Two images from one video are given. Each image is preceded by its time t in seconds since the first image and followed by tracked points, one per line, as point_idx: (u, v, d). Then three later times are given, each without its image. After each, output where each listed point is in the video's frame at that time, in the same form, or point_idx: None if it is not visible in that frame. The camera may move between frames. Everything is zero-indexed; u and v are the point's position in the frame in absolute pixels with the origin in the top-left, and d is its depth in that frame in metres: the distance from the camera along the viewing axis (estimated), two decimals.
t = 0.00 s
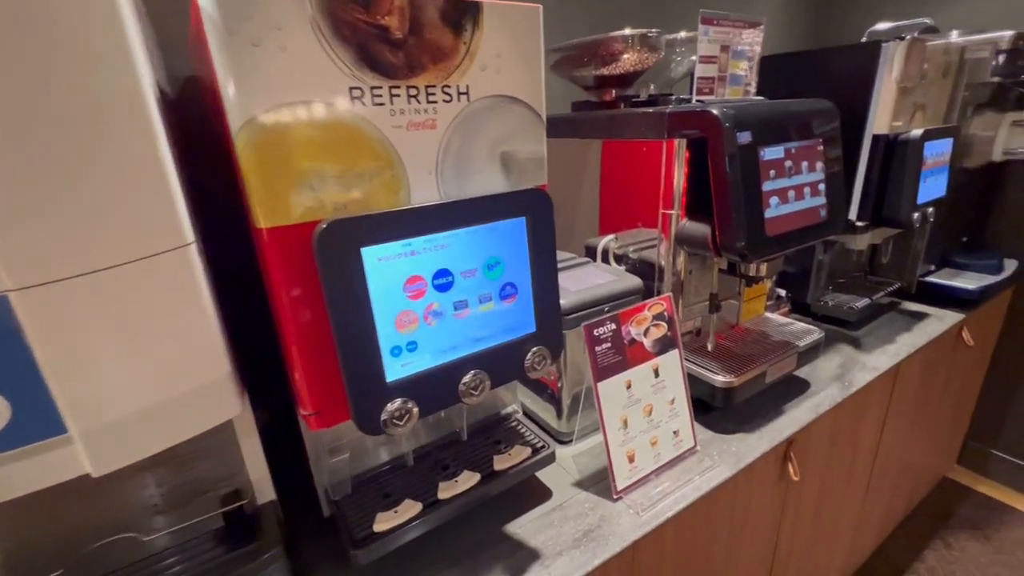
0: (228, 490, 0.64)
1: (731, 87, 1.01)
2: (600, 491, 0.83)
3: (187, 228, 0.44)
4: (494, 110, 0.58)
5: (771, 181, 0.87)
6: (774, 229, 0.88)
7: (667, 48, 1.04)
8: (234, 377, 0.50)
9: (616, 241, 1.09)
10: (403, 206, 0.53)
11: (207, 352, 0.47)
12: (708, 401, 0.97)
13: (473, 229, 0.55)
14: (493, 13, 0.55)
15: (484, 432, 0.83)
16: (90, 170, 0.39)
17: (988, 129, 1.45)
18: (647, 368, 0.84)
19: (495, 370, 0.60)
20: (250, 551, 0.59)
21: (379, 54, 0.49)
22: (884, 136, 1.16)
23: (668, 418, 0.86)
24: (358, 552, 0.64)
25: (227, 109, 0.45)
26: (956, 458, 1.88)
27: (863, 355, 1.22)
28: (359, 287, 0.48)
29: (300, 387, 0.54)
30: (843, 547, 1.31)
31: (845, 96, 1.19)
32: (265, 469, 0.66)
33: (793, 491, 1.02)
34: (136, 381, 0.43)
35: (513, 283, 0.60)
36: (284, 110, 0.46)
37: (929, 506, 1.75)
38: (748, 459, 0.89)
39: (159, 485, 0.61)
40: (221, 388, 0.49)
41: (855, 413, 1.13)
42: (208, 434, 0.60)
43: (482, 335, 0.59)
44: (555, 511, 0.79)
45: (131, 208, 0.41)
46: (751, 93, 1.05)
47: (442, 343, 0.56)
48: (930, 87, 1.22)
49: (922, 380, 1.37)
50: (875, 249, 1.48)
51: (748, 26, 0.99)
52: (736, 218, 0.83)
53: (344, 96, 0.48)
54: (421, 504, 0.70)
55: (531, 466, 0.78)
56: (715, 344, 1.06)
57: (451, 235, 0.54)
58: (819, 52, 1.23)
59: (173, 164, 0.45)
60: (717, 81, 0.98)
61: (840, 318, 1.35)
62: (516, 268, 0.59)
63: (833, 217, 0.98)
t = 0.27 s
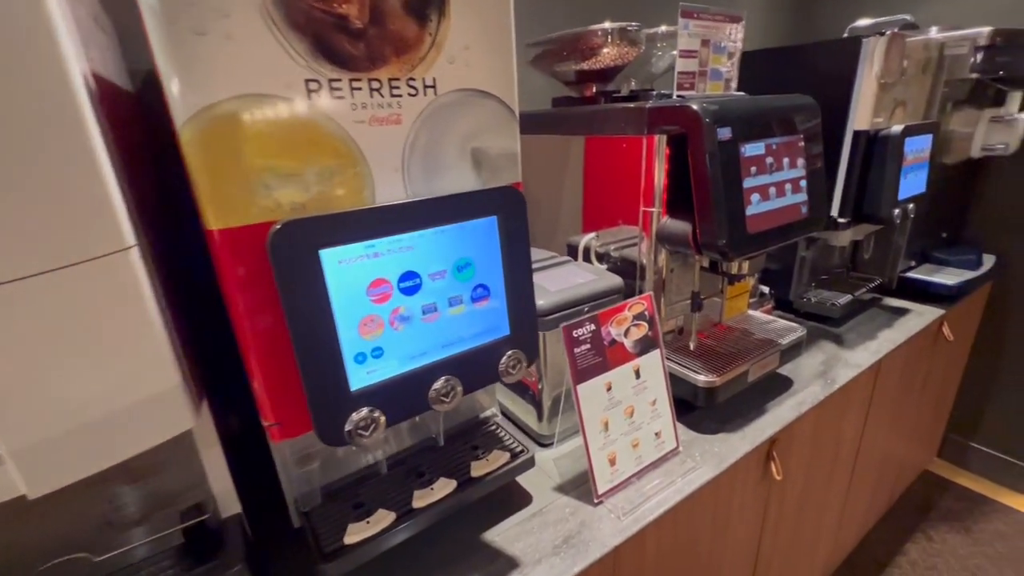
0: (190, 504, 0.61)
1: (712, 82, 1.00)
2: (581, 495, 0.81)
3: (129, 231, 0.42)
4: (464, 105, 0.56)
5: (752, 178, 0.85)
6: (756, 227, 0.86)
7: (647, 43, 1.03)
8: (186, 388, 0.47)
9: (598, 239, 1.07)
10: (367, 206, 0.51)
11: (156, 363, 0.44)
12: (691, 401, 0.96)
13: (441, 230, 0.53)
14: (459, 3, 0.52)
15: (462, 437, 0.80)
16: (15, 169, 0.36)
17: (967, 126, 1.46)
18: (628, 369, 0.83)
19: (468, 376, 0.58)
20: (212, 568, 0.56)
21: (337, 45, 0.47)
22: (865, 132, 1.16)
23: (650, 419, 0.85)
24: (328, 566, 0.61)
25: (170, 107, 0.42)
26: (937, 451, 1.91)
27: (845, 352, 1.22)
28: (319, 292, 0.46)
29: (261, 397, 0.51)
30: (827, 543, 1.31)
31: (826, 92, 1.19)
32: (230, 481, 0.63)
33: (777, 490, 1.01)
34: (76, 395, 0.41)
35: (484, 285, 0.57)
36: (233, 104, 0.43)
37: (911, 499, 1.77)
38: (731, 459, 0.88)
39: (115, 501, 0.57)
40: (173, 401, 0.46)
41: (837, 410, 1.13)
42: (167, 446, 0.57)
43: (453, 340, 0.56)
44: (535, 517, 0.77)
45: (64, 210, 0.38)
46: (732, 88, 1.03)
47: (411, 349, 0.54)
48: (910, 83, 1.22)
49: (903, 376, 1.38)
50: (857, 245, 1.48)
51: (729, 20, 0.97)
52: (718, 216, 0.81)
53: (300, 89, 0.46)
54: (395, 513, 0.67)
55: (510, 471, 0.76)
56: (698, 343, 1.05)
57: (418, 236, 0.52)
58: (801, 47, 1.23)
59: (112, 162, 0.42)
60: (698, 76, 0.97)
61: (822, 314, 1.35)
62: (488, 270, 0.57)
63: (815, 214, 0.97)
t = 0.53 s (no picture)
0: (139, 525, 0.57)
1: (694, 76, 0.97)
2: (561, 504, 0.78)
3: (43, 234, 0.38)
4: (429, 97, 0.52)
5: (735, 174, 0.83)
6: (738, 225, 0.84)
7: (628, 35, 1.00)
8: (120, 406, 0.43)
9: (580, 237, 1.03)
10: (321, 206, 0.47)
11: (82, 379, 0.40)
12: (674, 403, 0.93)
13: (401, 231, 0.49)
14: None
15: (436, 446, 0.77)
16: None
17: (950, 121, 1.45)
18: (608, 373, 0.80)
19: (436, 384, 0.55)
20: None
21: (283, 31, 0.43)
22: (850, 128, 1.14)
23: (631, 424, 0.82)
24: None
25: (91, 101, 0.38)
26: (921, 447, 1.91)
27: (830, 351, 1.21)
28: (264, 299, 0.42)
29: (207, 414, 0.47)
30: (813, 542, 1.30)
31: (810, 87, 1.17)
32: (183, 499, 0.59)
33: (761, 493, 0.99)
34: None
35: (451, 289, 0.54)
36: (163, 95, 0.39)
37: (895, 495, 1.77)
38: (715, 463, 0.86)
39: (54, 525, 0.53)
40: (105, 419, 0.42)
41: (822, 410, 1.11)
42: (111, 465, 0.53)
43: (419, 347, 0.53)
44: (512, 528, 0.74)
45: None
46: (715, 82, 1.01)
47: (372, 358, 0.50)
48: (894, 78, 1.21)
49: (887, 373, 1.37)
50: (842, 242, 1.47)
51: (710, 11, 0.95)
52: (699, 214, 0.79)
53: (241, 79, 0.42)
54: (362, 529, 0.64)
55: (485, 480, 0.72)
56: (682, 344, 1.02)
57: (376, 237, 0.48)
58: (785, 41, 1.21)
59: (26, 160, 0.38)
60: (679, 69, 0.94)
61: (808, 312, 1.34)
62: (454, 272, 0.54)
63: (799, 211, 0.95)
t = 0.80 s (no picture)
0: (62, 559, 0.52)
1: (673, 68, 0.93)
2: (532, 520, 0.74)
3: None
4: (374, 86, 0.49)
5: (714, 171, 0.79)
6: (717, 224, 0.80)
7: (605, 25, 0.95)
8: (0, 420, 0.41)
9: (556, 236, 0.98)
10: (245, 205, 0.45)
11: None
12: (653, 411, 0.89)
13: (340, 235, 0.44)
14: None
15: (400, 462, 0.72)
16: None
17: (934, 116, 1.43)
18: (582, 381, 0.75)
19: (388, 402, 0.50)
20: None
21: (193, 10, 0.40)
22: (833, 122, 1.11)
23: (607, 434, 0.78)
24: None
25: None
26: (905, 443, 1.90)
27: (814, 351, 1.18)
28: (172, 317, 0.37)
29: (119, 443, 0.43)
30: (797, 545, 1.28)
31: (794, 80, 1.13)
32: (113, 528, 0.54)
33: (744, 501, 0.96)
34: None
35: (402, 298, 0.49)
36: (48, 81, 0.36)
37: (880, 492, 1.76)
38: (694, 473, 0.82)
39: None
40: None
41: (806, 412, 1.08)
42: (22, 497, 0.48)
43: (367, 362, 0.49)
44: (481, 548, 0.70)
45: None
46: (695, 75, 0.97)
47: (310, 377, 0.45)
48: (878, 71, 1.18)
49: (872, 372, 1.35)
50: (825, 239, 1.45)
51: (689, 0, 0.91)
52: (676, 213, 0.74)
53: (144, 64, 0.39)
54: (313, 556, 0.59)
55: (451, 499, 0.68)
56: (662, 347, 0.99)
57: (309, 243, 0.43)
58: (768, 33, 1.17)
59: None
60: (657, 61, 0.90)
61: (792, 311, 1.31)
62: (405, 281, 0.49)
63: (782, 208, 0.92)
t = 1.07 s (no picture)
0: None
1: (650, 60, 0.87)
2: (499, 548, 0.69)
3: None
4: (293, 79, 0.47)
5: (692, 170, 0.74)
6: (696, 227, 0.75)
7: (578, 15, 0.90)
8: None
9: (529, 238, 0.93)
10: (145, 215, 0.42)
11: None
12: (630, 424, 0.84)
13: (252, 252, 0.45)
14: None
15: (355, 487, 0.67)
16: None
17: (921, 111, 1.40)
18: (551, 397, 0.70)
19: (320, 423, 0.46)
20: None
21: None
22: (819, 118, 1.07)
23: (579, 452, 0.73)
24: None
25: None
26: (891, 443, 1.88)
27: (799, 355, 1.14)
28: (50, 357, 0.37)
29: None
30: (783, 554, 1.24)
31: (779, 74, 1.09)
32: None
33: (726, 515, 0.92)
34: None
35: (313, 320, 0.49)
36: None
37: (866, 494, 1.74)
38: (672, 491, 0.77)
39: None
40: None
41: (791, 420, 1.04)
42: None
43: (293, 389, 0.49)
44: None
45: None
46: (674, 67, 0.91)
47: (226, 405, 0.45)
48: (865, 64, 1.13)
49: (858, 375, 1.31)
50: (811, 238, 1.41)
51: None
52: (651, 216, 0.69)
53: None
54: None
55: (408, 528, 0.63)
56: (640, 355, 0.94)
57: (206, 269, 0.43)
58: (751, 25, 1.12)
59: None
60: (633, 52, 0.84)
61: (777, 313, 1.27)
62: (320, 299, 0.49)
63: (765, 209, 0.87)
